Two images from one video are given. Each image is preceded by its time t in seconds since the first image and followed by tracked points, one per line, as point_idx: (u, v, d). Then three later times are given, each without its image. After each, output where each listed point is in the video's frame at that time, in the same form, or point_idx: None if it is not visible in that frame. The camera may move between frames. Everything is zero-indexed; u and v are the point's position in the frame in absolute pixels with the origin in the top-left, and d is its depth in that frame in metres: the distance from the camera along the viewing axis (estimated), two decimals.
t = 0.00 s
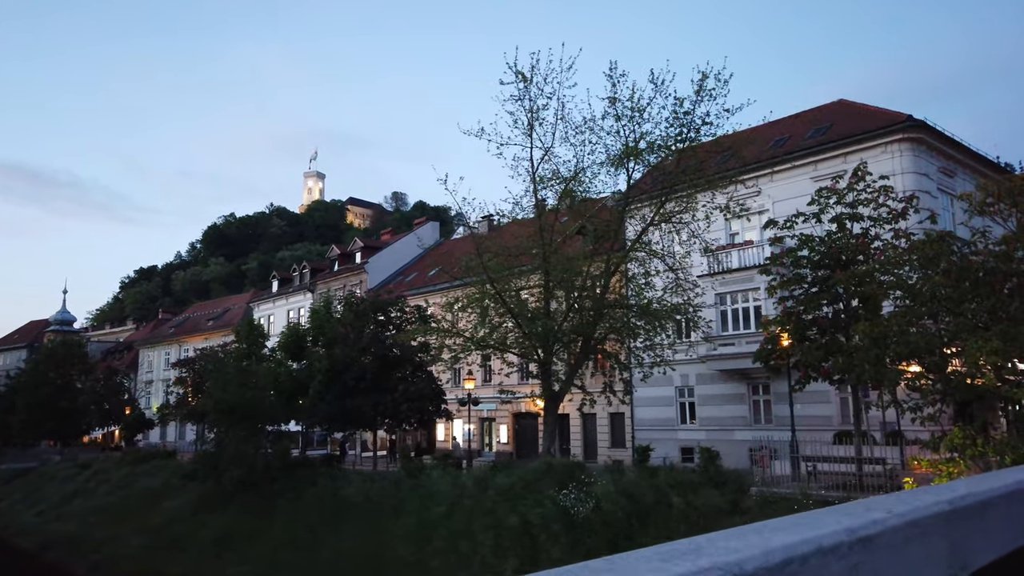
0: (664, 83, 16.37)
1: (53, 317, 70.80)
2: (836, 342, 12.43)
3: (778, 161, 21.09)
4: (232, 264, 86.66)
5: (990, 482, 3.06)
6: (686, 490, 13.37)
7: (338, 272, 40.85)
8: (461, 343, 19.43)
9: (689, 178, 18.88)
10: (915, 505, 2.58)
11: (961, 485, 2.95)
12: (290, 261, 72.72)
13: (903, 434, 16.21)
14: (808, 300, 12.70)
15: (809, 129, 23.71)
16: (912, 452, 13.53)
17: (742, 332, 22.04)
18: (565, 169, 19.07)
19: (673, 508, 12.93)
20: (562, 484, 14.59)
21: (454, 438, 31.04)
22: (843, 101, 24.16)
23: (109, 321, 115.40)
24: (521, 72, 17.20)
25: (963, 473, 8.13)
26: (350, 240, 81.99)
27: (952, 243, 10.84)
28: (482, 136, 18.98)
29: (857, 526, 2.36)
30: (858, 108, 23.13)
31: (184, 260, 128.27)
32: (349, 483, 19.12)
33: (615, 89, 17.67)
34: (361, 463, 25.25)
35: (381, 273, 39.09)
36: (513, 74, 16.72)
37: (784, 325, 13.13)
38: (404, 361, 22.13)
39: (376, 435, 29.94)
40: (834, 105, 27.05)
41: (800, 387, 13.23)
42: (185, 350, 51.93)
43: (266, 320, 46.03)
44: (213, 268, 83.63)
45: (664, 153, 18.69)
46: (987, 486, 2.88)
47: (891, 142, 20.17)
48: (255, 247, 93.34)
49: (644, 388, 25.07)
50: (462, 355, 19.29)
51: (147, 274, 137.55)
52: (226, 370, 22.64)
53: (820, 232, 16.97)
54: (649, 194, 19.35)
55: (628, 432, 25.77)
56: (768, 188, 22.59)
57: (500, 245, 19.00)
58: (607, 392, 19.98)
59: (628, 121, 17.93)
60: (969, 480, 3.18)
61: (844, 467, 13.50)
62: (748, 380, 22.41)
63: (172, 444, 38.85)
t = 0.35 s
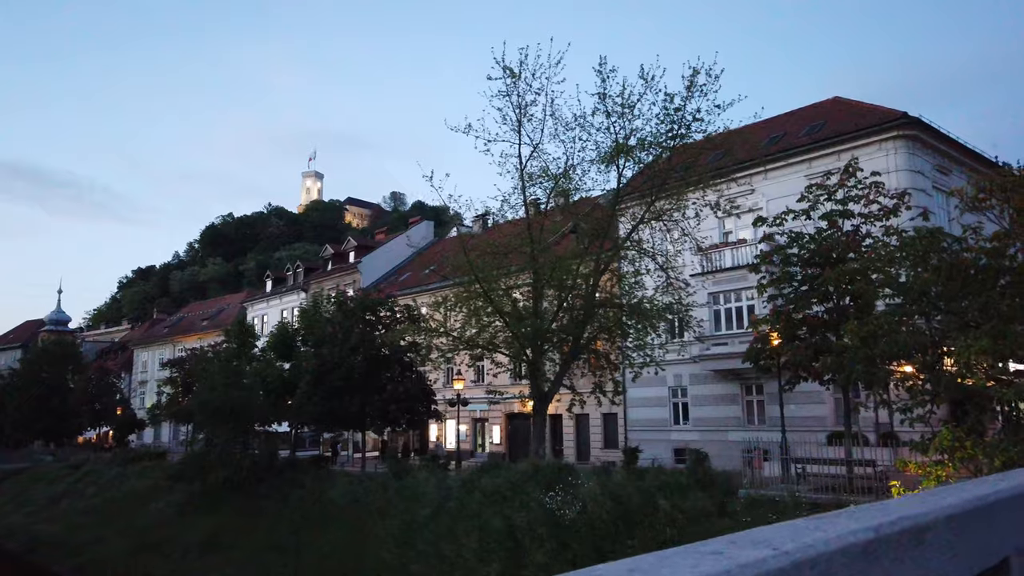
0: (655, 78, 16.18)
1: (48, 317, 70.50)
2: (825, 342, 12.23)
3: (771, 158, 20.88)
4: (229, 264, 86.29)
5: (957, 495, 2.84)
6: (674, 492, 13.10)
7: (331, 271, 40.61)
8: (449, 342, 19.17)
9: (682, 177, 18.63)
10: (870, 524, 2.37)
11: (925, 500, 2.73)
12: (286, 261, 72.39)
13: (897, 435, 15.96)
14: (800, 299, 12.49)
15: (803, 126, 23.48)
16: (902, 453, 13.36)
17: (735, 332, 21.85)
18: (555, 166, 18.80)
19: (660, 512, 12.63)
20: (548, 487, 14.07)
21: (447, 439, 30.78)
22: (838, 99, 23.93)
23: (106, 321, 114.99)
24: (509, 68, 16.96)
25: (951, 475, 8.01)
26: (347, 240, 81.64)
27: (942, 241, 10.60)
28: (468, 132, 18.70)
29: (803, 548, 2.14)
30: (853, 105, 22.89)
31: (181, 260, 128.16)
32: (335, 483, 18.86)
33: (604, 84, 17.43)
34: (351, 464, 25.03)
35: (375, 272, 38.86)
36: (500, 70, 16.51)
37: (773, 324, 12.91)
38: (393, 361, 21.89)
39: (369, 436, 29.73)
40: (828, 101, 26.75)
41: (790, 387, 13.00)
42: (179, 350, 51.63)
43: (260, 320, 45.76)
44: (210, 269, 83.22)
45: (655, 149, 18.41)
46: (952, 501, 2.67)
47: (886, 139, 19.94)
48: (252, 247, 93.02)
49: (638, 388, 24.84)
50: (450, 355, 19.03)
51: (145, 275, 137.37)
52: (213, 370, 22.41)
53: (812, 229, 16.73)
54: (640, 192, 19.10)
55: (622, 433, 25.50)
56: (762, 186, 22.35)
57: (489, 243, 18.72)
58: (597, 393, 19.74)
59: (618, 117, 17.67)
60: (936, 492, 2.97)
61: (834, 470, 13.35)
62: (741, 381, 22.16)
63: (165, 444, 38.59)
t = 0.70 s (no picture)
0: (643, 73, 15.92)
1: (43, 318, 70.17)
2: (812, 340, 12.02)
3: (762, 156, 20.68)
4: (224, 265, 85.96)
5: (926, 496, 2.63)
6: (661, 494, 12.85)
7: (325, 271, 40.36)
8: (437, 342, 18.92)
9: (672, 174, 18.40)
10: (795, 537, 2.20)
11: (889, 502, 2.51)
12: (281, 261, 72.07)
13: (891, 437, 15.72)
14: (790, 298, 12.24)
15: (796, 124, 23.26)
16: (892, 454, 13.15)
17: (726, 331, 21.64)
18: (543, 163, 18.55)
19: (645, 515, 12.39)
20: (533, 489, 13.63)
21: (439, 440, 30.54)
22: (832, 96, 23.71)
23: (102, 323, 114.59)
24: (495, 63, 16.70)
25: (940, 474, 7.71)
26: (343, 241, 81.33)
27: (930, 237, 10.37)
28: (456, 128, 18.45)
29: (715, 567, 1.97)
30: (847, 103, 22.68)
31: (178, 261, 127.85)
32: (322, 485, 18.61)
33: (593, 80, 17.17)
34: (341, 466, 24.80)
35: (368, 272, 38.62)
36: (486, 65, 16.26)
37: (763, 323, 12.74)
38: (381, 361, 21.66)
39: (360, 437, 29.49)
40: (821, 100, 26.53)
41: (778, 387, 12.79)
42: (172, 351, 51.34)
43: (254, 321, 45.49)
44: (206, 270, 82.87)
45: (645, 146, 18.15)
46: (918, 504, 2.44)
47: (879, 136, 19.72)
48: (249, 247, 92.73)
49: (630, 389, 24.61)
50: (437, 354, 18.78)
51: (142, 276, 137.06)
52: (199, 370, 22.17)
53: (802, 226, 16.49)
54: (630, 190, 18.86)
55: (614, 434, 25.25)
56: (754, 184, 22.14)
57: (476, 242, 18.48)
58: (587, 393, 19.51)
59: (607, 114, 17.41)
60: (905, 493, 2.75)
61: (822, 471, 13.26)
62: (734, 381, 21.91)
63: (156, 447, 38.32)
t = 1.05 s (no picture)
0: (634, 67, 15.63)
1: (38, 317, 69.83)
2: (800, 339, 11.79)
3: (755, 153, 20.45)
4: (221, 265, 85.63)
5: (875, 499, 2.43)
6: (648, 495, 12.60)
7: (319, 270, 40.12)
8: (425, 341, 18.66)
9: (664, 171, 18.14)
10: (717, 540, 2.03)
11: (831, 504, 2.32)
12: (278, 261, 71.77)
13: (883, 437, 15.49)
14: (778, 296, 12.01)
15: (791, 121, 23.02)
16: (883, 454, 12.90)
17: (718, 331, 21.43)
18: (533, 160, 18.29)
19: (630, 515, 12.15)
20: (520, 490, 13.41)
21: (432, 440, 30.29)
22: (828, 93, 23.46)
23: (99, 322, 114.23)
24: (483, 57, 16.44)
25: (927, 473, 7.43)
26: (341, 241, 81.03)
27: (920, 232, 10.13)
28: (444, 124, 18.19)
29: None
30: (842, 100, 22.43)
31: (176, 261, 127.59)
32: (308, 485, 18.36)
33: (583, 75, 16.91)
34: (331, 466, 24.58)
35: (361, 271, 38.36)
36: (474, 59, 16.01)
37: (751, 320, 12.51)
38: (370, 361, 21.43)
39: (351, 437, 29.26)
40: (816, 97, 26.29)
41: (767, 387, 12.55)
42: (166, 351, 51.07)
43: (248, 320, 45.23)
44: (203, 269, 82.58)
45: (636, 142, 17.88)
46: (859, 507, 2.25)
47: (874, 133, 19.48)
48: (246, 247, 92.41)
49: (623, 389, 24.37)
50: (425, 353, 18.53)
51: (140, 276, 136.76)
52: (186, 369, 21.91)
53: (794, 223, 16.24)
54: (621, 187, 18.60)
55: (607, 435, 25.00)
56: (747, 182, 21.90)
57: (465, 239, 18.22)
58: (577, 393, 19.26)
59: (597, 109, 17.12)
60: (854, 495, 2.55)
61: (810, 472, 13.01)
62: (728, 381, 21.65)
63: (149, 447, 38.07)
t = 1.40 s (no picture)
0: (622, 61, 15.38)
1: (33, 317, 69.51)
2: (787, 337, 11.54)
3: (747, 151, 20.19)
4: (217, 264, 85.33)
5: (803, 508, 2.23)
6: (632, 496, 12.36)
7: (312, 269, 39.85)
8: (412, 340, 18.41)
9: (654, 167, 17.89)
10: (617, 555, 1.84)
11: (750, 515, 2.11)
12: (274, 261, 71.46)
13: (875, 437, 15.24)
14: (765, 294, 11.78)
15: (783, 118, 22.77)
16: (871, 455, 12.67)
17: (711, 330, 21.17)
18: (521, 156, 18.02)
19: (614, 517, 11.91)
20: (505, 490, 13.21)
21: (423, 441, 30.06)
22: (821, 90, 23.21)
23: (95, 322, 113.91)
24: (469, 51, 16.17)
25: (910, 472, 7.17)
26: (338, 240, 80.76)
27: (906, 227, 9.93)
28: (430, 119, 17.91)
29: None
30: (835, 96, 22.19)
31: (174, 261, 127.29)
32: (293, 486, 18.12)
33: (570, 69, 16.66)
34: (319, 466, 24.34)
35: (354, 270, 38.15)
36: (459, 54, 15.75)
37: (738, 318, 12.28)
38: (357, 360, 21.17)
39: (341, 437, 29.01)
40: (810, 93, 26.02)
41: (754, 386, 12.31)
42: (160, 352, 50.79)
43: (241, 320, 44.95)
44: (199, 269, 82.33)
45: (625, 139, 17.63)
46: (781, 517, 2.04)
47: (867, 130, 19.24)
48: (243, 247, 92.11)
49: (614, 388, 24.13)
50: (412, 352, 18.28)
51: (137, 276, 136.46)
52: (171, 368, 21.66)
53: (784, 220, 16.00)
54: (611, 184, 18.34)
55: (599, 435, 24.75)
56: (739, 179, 21.64)
57: (453, 237, 17.95)
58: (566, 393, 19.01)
59: (585, 105, 16.86)
60: (782, 503, 2.35)
61: (798, 473, 12.75)
62: (720, 381, 21.42)
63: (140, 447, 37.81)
